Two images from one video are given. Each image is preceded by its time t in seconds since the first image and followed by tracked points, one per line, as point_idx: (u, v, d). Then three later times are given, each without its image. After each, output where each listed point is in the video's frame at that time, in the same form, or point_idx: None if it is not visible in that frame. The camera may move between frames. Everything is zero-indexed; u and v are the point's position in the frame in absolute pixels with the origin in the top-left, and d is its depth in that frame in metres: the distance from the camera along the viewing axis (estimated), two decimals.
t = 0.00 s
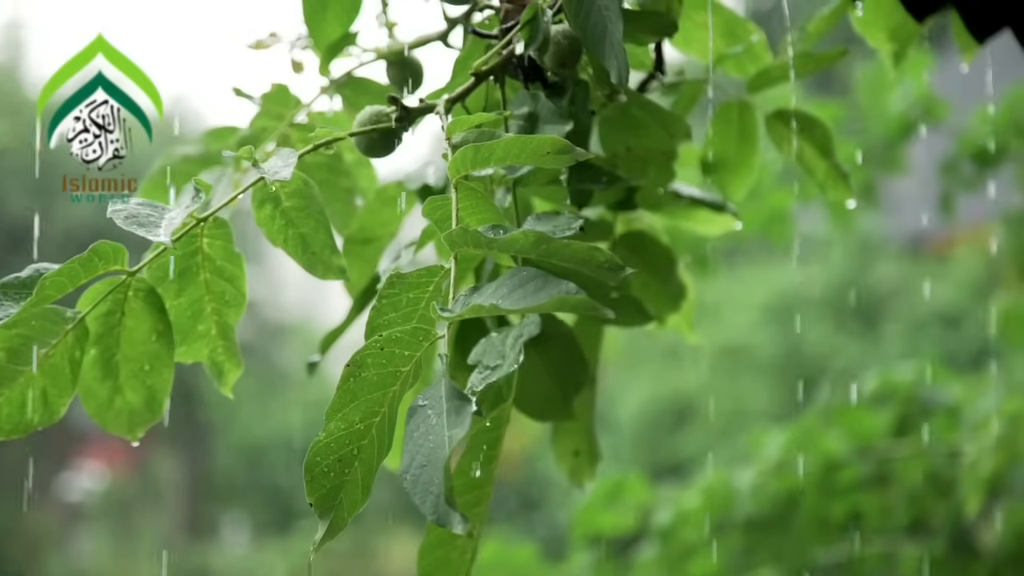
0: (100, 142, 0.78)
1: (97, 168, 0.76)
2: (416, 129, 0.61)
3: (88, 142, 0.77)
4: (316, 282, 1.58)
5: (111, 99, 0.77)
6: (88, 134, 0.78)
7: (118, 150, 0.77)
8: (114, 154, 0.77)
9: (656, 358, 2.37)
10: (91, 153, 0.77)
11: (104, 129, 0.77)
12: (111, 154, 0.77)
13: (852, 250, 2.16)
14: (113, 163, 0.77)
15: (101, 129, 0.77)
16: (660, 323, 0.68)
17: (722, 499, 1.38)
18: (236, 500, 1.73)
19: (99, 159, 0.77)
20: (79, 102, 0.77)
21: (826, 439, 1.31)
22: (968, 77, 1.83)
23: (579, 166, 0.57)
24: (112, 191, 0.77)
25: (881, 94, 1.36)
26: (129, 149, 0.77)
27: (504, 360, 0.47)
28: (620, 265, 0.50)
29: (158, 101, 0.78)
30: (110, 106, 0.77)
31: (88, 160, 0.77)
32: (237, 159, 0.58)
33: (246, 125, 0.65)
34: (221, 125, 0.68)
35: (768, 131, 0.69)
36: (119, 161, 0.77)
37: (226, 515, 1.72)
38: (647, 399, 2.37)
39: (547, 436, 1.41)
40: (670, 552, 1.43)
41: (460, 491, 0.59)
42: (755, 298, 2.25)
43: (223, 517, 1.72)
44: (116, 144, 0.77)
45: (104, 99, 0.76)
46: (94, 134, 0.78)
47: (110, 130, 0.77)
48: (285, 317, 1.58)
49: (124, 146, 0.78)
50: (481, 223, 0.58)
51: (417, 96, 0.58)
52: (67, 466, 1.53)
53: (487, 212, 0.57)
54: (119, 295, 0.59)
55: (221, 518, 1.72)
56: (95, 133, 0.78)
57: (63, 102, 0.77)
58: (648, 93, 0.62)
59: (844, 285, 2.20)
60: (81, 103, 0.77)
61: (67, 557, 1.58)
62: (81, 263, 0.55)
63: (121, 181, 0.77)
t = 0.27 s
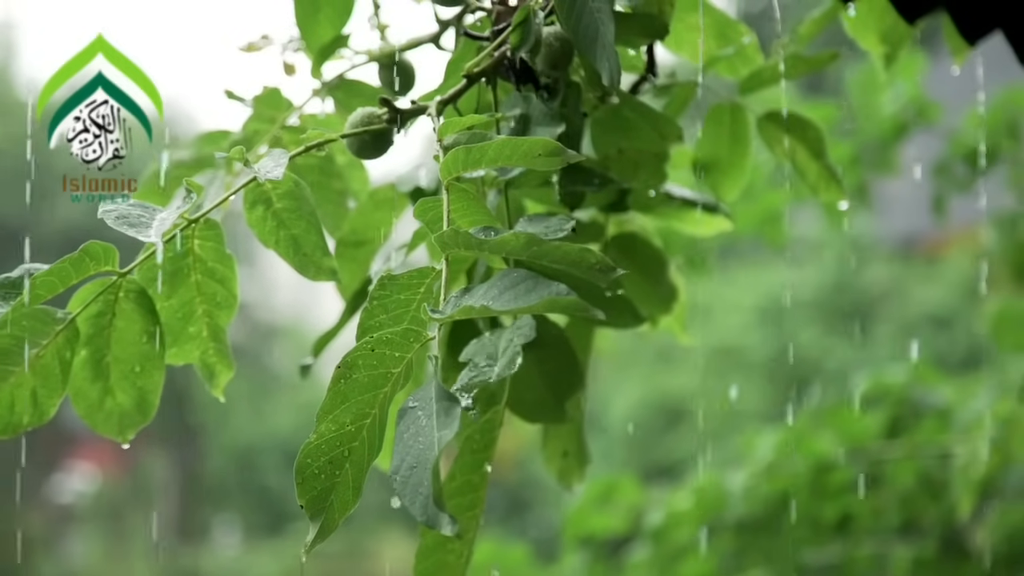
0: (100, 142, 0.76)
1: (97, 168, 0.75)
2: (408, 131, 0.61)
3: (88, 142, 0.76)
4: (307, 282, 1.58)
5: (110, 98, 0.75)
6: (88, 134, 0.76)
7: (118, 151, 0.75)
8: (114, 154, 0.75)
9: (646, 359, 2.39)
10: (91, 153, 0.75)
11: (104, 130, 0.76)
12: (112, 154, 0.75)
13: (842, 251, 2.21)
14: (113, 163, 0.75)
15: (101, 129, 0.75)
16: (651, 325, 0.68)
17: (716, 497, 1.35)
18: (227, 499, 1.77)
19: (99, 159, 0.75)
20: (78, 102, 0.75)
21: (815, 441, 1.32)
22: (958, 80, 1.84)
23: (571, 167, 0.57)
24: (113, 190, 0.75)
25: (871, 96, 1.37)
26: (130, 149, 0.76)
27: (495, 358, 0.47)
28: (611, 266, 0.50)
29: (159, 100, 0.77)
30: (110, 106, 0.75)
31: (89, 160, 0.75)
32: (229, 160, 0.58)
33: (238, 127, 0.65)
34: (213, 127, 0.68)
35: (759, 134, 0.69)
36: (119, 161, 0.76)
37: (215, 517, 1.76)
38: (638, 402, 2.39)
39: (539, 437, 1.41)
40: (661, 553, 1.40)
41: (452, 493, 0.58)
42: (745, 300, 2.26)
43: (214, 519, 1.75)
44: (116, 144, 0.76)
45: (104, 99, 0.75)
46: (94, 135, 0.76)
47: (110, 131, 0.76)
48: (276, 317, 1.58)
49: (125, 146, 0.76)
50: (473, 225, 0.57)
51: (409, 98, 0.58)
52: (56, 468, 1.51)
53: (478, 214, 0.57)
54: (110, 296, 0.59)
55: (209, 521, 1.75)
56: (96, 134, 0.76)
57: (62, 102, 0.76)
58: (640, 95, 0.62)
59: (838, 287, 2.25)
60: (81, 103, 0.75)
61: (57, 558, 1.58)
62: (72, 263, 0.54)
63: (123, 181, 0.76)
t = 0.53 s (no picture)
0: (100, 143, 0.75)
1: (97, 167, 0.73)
2: (400, 133, 0.61)
3: (88, 142, 0.75)
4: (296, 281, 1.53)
5: (111, 98, 0.74)
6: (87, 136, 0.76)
7: (118, 150, 0.74)
8: (115, 153, 0.74)
9: (638, 362, 2.38)
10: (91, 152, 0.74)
11: (104, 130, 0.75)
12: (112, 153, 0.74)
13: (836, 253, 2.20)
14: (113, 163, 0.74)
15: (101, 129, 0.75)
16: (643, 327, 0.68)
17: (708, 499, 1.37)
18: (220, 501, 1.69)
19: (99, 159, 0.74)
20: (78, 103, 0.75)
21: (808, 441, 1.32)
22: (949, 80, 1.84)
23: (562, 169, 0.57)
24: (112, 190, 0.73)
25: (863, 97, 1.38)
26: (129, 149, 0.75)
27: (486, 362, 0.47)
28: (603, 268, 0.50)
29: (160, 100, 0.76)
30: (111, 106, 0.75)
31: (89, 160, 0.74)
32: (220, 161, 0.58)
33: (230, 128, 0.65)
34: (206, 129, 0.68)
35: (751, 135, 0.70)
36: (119, 161, 0.75)
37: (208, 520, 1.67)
38: (631, 404, 2.37)
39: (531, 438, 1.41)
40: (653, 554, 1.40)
41: (443, 494, 0.58)
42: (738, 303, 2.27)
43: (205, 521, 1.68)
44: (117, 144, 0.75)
45: (104, 99, 0.74)
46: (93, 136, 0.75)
47: (110, 130, 0.75)
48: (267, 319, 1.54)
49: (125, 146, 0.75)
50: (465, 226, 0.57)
51: (401, 99, 0.58)
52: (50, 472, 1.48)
53: (471, 215, 0.57)
54: (103, 298, 0.58)
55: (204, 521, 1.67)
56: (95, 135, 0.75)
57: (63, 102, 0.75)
58: (633, 96, 0.62)
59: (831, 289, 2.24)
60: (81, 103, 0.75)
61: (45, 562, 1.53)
62: (64, 266, 0.54)
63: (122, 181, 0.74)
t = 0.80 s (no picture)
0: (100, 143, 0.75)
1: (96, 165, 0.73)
2: (393, 134, 0.61)
3: (88, 142, 0.74)
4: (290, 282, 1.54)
5: (110, 98, 0.74)
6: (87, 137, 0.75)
7: (118, 150, 0.74)
8: (114, 152, 0.73)
9: (633, 363, 2.37)
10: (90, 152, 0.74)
11: (104, 130, 0.75)
12: (112, 153, 0.74)
13: (827, 255, 2.19)
14: (113, 161, 0.73)
15: (101, 129, 0.74)
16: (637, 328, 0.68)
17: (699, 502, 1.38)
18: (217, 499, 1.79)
19: (99, 158, 0.73)
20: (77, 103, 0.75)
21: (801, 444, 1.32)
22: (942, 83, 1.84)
23: (556, 170, 0.57)
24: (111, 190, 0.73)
25: (856, 100, 1.38)
26: (129, 147, 0.74)
27: (479, 373, 0.47)
28: (597, 268, 0.50)
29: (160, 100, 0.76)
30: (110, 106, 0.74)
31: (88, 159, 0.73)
32: (213, 162, 0.58)
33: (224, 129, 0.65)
34: (200, 131, 0.68)
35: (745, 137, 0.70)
36: (119, 161, 0.74)
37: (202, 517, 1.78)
38: (625, 404, 2.37)
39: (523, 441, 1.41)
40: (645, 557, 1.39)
41: (438, 496, 0.58)
42: (733, 303, 2.26)
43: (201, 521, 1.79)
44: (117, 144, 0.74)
45: (104, 99, 0.74)
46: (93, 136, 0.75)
47: (110, 130, 0.75)
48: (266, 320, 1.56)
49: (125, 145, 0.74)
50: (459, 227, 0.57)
51: (394, 100, 0.58)
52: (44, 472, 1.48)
53: (464, 217, 0.57)
54: (95, 298, 0.59)
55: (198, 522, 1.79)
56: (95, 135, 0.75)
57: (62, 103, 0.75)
58: (626, 96, 0.62)
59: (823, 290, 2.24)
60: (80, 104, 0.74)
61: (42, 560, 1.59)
62: (57, 266, 0.55)
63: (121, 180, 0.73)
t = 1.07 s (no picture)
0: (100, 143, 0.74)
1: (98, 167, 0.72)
2: (386, 135, 0.61)
3: (88, 142, 0.74)
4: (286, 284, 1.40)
5: (111, 98, 0.73)
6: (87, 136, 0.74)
7: (118, 150, 0.73)
8: (115, 153, 0.73)
9: (624, 364, 2.24)
10: (91, 152, 0.73)
11: (104, 130, 0.74)
12: (112, 154, 0.73)
13: (821, 255, 2.17)
14: (114, 162, 0.72)
15: (101, 129, 0.73)
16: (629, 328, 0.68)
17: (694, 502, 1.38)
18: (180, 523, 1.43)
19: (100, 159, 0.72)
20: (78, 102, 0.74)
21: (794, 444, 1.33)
22: (934, 82, 1.83)
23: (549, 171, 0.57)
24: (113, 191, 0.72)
25: (849, 100, 1.38)
26: (129, 148, 0.73)
27: (472, 369, 0.47)
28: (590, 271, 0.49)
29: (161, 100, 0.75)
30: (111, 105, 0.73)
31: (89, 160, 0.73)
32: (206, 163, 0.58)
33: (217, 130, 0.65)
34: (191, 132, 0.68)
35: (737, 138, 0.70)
36: (119, 161, 0.73)
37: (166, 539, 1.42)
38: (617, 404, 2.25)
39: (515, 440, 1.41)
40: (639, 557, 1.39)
41: (430, 497, 0.59)
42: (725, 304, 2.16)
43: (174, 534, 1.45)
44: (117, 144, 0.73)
45: (105, 99, 0.73)
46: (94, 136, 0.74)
47: (110, 130, 0.74)
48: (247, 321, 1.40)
49: (126, 145, 0.73)
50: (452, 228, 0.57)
51: (387, 102, 0.58)
52: None
53: (457, 218, 0.57)
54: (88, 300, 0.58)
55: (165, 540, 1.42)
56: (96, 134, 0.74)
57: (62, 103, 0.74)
58: (619, 98, 0.62)
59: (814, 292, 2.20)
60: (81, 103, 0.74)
61: None
62: (50, 268, 0.54)
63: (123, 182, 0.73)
